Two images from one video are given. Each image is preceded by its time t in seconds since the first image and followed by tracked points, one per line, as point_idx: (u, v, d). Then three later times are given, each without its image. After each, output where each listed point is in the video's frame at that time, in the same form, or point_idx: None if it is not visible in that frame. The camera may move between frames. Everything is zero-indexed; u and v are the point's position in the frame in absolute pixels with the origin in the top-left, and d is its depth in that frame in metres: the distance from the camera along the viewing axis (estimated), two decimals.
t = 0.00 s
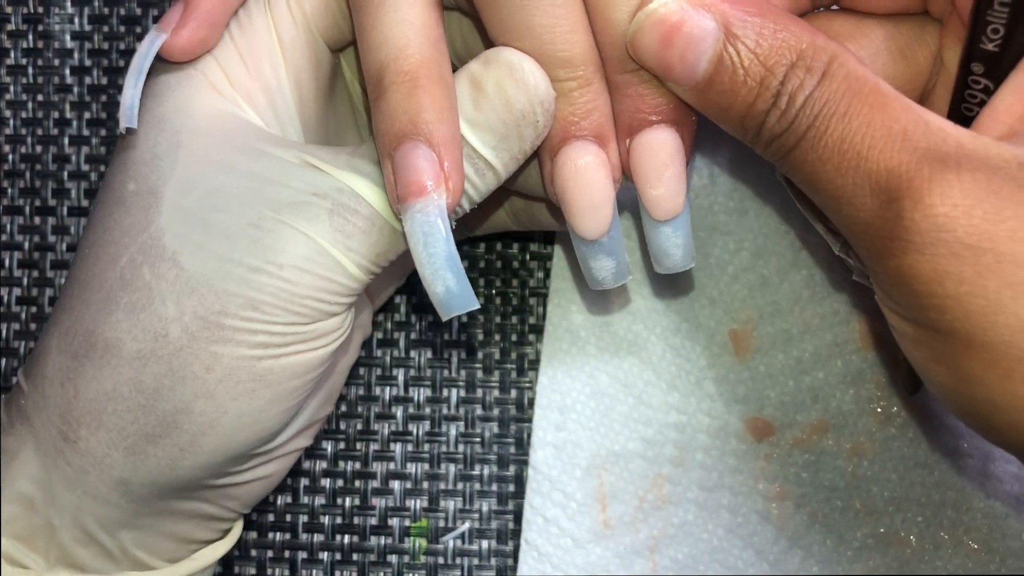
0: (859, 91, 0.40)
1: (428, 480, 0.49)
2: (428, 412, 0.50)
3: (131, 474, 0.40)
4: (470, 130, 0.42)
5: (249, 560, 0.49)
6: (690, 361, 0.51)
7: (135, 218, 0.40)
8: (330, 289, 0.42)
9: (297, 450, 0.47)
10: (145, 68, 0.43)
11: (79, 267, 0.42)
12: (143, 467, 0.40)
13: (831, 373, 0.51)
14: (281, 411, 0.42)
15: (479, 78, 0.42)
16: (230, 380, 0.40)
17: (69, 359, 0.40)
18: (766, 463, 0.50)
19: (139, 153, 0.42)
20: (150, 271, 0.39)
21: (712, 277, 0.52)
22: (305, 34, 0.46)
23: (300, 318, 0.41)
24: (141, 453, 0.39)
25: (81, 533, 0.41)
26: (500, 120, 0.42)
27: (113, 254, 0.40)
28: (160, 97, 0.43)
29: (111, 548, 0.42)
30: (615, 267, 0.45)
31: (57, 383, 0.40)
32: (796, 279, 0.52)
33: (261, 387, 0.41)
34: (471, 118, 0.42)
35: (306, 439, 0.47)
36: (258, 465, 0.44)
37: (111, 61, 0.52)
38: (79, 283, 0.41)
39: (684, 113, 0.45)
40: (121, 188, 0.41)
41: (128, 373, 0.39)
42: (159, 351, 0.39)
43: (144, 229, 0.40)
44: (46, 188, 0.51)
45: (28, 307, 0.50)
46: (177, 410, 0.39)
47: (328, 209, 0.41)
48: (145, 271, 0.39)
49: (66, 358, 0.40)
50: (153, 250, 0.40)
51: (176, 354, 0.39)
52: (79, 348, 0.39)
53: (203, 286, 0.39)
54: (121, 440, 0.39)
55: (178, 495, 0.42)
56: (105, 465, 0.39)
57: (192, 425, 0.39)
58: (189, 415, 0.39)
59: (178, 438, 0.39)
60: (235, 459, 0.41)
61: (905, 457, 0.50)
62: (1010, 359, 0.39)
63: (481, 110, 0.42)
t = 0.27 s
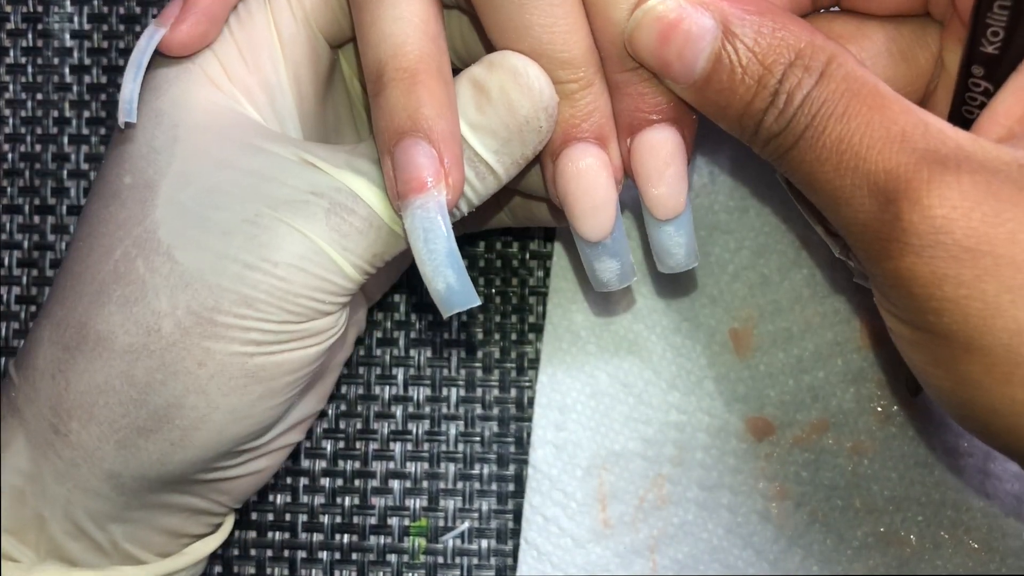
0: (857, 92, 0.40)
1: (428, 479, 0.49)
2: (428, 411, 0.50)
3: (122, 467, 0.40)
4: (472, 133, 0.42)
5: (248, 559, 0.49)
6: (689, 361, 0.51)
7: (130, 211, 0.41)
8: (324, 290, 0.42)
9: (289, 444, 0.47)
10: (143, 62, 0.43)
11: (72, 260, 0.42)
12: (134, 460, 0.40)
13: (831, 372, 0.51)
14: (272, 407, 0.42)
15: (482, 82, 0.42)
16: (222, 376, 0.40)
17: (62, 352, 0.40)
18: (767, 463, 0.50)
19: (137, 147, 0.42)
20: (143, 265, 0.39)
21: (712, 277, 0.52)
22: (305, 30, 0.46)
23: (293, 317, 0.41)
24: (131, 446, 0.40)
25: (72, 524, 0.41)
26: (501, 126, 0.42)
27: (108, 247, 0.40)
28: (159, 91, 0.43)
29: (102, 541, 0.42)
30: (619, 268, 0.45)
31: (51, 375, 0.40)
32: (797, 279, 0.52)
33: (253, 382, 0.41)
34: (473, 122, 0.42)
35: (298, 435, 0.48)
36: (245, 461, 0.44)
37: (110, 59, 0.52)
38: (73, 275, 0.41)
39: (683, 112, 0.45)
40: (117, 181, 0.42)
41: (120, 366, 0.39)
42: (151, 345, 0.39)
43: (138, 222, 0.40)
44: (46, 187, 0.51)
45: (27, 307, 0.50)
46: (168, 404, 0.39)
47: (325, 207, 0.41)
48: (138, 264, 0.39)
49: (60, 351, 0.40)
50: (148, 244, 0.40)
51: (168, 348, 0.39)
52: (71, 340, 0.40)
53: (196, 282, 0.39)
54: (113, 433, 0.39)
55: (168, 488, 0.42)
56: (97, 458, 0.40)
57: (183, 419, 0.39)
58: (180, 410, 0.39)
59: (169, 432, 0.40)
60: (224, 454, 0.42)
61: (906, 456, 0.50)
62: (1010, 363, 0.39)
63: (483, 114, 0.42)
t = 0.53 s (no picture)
0: (856, 97, 0.40)
1: (428, 478, 0.49)
2: (428, 411, 0.50)
3: (124, 465, 0.40)
4: (476, 138, 0.42)
5: (248, 558, 0.49)
6: (689, 360, 0.51)
7: (131, 210, 0.40)
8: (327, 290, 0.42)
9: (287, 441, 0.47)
10: (148, 61, 0.43)
11: (73, 257, 0.42)
12: (136, 459, 0.39)
13: (830, 372, 0.51)
14: (274, 404, 0.42)
15: (486, 87, 0.42)
16: (224, 375, 0.40)
17: (62, 350, 0.40)
18: (766, 462, 0.50)
19: (140, 145, 0.42)
20: (146, 264, 0.39)
21: (712, 276, 0.52)
22: (307, 28, 0.46)
23: (295, 318, 0.41)
24: (134, 444, 0.39)
25: (73, 521, 0.41)
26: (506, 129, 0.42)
27: (109, 246, 0.40)
28: (161, 87, 0.44)
29: (103, 538, 0.42)
30: (623, 266, 0.45)
31: (50, 373, 0.40)
32: (796, 279, 0.52)
33: (254, 382, 0.41)
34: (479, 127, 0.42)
35: (295, 431, 0.47)
36: (245, 457, 0.44)
37: (111, 59, 0.52)
38: (74, 273, 0.41)
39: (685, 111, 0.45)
40: (119, 179, 0.42)
41: (122, 365, 0.39)
42: (153, 344, 0.39)
43: (141, 220, 0.40)
44: (47, 187, 0.51)
45: (28, 307, 0.50)
46: (170, 403, 0.39)
47: (328, 207, 0.41)
48: (140, 263, 0.39)
49: (60, 349, 0.40)
50: (150, 242, 0.40)
51: (171, 347, 0.39)
52: (72, 338, 0.39)
53: (198, 282, 0.39)
54: (115, 431, 0.39)
55: (171, 485, 0.42)
56: (98, 455, 0.39)
57: (185, 418, 0.39)
58: (182, 408, 0.39)
59: (172, 429, 0.39)
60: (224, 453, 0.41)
61: (905, 456, 0.50)
62: (1010, 367, 0.39)
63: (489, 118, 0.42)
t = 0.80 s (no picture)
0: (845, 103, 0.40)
1: (428, 479, 0.50)
2: (428, 411, 0.50)
3: (88, 403, 0.41)
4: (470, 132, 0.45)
5: (248, 558, 0.49)
6: (688, 360, 0.51)
7: (125, 161, 0.43)
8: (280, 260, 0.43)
9: (276, 427, 0.47)
10: (176, 73, 0.44)
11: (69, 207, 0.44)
12: (98, 399, 0.41)
13: (830, 373, 0.51)
14: (236, 374, 0.42)
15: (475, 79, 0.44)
16: (184, 325, 0.41)
17: (49, 290, 0.42)
18: (766, 462, 0.50)
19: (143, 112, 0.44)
20: (125, 213, 0.41)
21: (711, 276, 0.51)
22: (327, 22, 0.48)
23: (251, 276, 0.42)
24: (99, 382, 0.40)
25: (41, 457, 0.42)
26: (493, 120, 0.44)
27: (100, 201, 0.42)
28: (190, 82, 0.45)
29: (67, 477, 0.42)
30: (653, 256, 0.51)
31: (37, 312, 0.42)
32: (796, 279, 0.51)
33: (214, 337, 0.41)
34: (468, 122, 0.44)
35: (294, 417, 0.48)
36: (226, 431, 0.44)
37: (110, 59, 0.52)
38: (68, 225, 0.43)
39: (728, 94, 0.45)
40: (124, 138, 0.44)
41: (96, 304, 0.40)
42: (123, 286, 0.40)
43: (130, 170, 0.42)
44: (46, 187, 0.51)
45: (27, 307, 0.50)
46: (136, 346, 0.40)
47: (301, 166, 0.44)
48: (122, 208, 0.41)
49: (48, 289, 0.42)
50: (133, 188, 0.42)
51: (138, 288, 0.40)
52: (57, 278, 0.41)
53: (168, 227, 0.41)
54: (82, 368, 0.40)
55: (129, 439, 0.42)
56: (64, 391, 0.41)
57: (147, 364, 0.40)
58: (144, 353, 0.40)
59: (131, 374, 0.40)
60: (188, 414, 0.42)
61: (905, 456, 0.50)
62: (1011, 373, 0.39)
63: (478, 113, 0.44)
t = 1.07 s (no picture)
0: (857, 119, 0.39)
1: (428, 479, 0.50)
2: (429, 411, 0.51)
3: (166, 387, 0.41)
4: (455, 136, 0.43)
5: (250, 559, 0.50)
6: (688, 361, 0.51)
7: (195, 147, 0.43)
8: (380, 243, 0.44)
9: (345, 413, 0.48)
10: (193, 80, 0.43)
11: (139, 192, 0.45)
12: (175, 381, 0.41)
13: (828, 373, 0.51)
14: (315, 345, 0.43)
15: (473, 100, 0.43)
16: (267, 303, 0.41)
17: (122, 273, 0.42)
18: (765, 463, 0.51)
19: (211, 91, 0.44)
20: (202, 195, 0.42)
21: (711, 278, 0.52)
22: None
23: (340, 259, 0.43)
24: (175, 365, 0.41)
25: (114, 448, 0.43)
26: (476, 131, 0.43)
27: (170, 182, 0.43)
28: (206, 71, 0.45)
29: (141, 466, 0.43)
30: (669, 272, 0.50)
31: (109, 296, 0.42)
32: (796, 280, 0.51)
33: (296, 314, 0.42)
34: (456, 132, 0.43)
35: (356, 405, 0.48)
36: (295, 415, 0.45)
37: (112, 61, 0.52)
38: (142, 206, 0.44)
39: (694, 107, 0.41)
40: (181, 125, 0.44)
41: (171, 288, 0.41)
42: (202, 267, 0.41)
43: (200, 158, 0.43)
44: (48, 188, 0.51)
45: (29, 307, 0.50)
46: (214, 327, 0.41)
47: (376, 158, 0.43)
48: (197, 196, 0.42)
49: (120, 271, 0.43)
50: (209, 176, 0.42)
51: (217, 271, 0.41)
52: (130, 261, 0.42)
53: (249, 211, 0.42)
54: (160, 351, 0.41)
55: (208, 421, 0.43)
56: (143, 376, 0.42)
57: (225, 343, 0.41)
58: (224, 333, 0.41)
59: (213, 355, 0.41)
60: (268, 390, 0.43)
61: (904, 457, 0.50)
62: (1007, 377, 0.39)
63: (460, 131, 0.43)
